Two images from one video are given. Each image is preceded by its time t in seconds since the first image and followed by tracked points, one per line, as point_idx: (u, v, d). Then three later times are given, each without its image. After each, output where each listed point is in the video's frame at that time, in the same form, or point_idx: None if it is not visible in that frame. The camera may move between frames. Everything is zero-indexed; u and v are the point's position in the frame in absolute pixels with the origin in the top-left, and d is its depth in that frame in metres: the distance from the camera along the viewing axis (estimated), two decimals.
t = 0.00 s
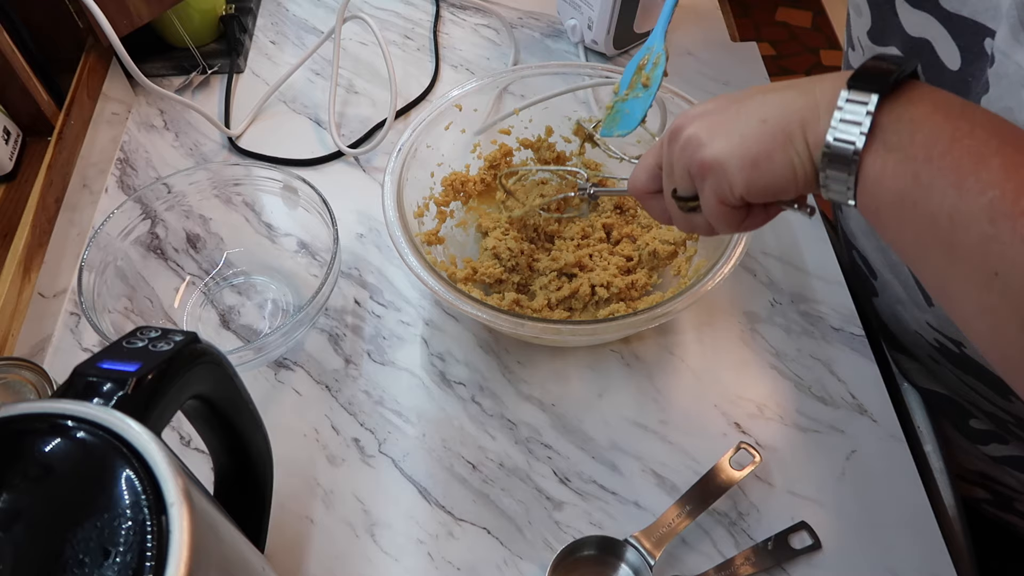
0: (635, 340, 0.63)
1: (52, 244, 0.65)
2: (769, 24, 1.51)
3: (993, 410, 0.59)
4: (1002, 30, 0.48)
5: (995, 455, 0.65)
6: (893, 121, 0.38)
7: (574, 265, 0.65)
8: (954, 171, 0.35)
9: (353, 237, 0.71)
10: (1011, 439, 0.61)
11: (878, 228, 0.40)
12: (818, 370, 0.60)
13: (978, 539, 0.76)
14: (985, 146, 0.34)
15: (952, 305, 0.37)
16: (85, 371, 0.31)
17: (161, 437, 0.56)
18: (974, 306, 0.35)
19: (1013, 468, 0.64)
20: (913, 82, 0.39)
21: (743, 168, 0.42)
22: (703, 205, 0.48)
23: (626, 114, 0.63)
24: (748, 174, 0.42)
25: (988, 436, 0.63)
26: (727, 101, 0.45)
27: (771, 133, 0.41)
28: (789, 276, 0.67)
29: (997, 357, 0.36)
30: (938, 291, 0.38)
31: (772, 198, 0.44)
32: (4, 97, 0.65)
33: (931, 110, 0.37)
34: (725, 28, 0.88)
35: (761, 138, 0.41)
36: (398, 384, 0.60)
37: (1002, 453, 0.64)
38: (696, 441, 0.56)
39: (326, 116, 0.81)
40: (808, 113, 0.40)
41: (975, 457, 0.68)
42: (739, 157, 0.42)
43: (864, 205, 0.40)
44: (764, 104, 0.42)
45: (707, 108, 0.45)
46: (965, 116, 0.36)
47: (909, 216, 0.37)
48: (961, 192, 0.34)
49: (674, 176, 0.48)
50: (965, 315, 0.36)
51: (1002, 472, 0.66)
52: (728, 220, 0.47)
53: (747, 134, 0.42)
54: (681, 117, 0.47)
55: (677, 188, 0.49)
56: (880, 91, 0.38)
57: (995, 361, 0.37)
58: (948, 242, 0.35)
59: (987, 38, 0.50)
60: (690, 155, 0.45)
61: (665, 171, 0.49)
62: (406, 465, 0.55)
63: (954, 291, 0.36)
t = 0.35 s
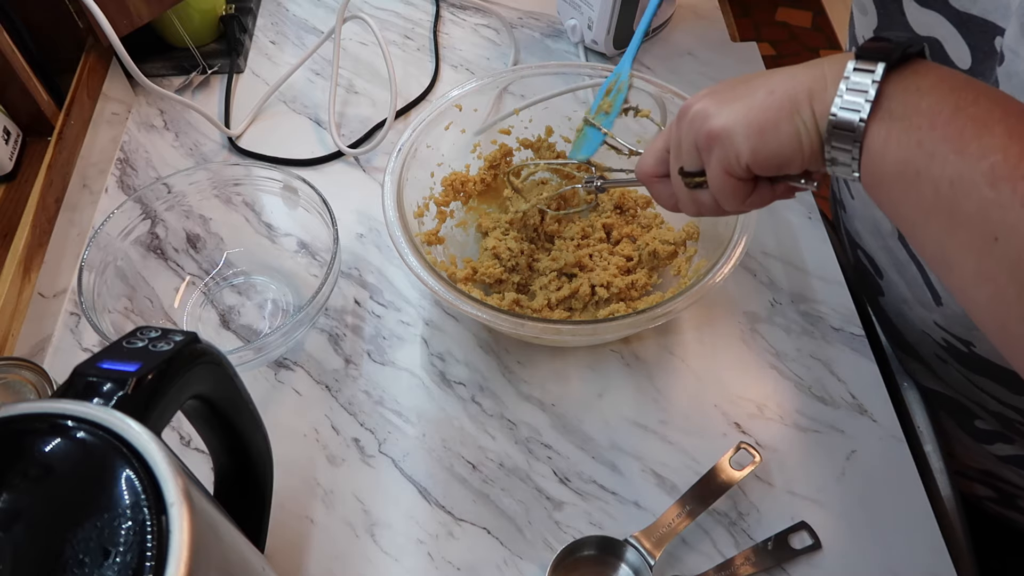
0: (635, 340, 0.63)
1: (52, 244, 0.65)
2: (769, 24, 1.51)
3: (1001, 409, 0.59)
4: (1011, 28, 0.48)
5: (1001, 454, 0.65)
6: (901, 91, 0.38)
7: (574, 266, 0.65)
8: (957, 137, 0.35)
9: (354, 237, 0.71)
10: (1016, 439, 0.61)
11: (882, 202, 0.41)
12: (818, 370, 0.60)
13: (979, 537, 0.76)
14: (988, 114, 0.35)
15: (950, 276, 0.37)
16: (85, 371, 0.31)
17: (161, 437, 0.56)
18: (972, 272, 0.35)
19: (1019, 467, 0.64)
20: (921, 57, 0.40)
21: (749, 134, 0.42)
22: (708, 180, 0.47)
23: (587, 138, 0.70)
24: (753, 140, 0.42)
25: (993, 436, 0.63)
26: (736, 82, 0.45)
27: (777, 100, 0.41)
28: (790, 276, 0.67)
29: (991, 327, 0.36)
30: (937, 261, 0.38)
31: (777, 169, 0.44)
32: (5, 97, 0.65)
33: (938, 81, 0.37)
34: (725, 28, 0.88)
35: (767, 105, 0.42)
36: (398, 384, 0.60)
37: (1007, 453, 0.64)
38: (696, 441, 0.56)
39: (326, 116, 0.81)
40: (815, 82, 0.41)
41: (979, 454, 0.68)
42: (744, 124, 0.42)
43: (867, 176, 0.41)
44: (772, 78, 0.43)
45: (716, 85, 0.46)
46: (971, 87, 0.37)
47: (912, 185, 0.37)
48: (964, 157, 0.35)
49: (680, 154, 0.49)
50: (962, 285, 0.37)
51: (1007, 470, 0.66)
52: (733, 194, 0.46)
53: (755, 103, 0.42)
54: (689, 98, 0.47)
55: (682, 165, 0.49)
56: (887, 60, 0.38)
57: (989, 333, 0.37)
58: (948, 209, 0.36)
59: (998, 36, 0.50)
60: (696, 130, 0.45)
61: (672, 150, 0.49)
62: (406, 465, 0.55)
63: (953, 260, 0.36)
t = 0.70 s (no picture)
0: (635, 340, 0.63)
1: (52, 244, 0.65)
2: (769, 24, 1.51)
3: (1004, 409, 0.59)
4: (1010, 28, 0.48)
5: (1003, 454, 0.64)
6: (896, 98, 0.38)
7: (574, 265, 0.65)
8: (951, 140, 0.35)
9: (353, 237, 0.71)
10: (1018, 440, 0.61)
11: (874, 211, 0.41)
12: (818, 370, 0.60)
13: (979, 537, 0.76)
14: (982, 121, 0.35)
15: (944, 282, 0.37)
16: (85, 371, 0.31)
17: (161, 437, 0.56)
18: (966, 275, 0.35)
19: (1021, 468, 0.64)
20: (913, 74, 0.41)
21: (748, 133, 0.42)
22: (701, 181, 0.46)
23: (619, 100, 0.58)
24: (752, 137, 0.42)
25: (995, 437, 0.63)
26: (732, 93, 0.46)
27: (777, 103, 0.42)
28: (790, 276, 0.67)
29: (984, 332, 0.36)
30: (928, 265, 0.38)
31: (772, 172, 0.43)
32: (5, 97, 0.65)
33: (931, 91, 0.38)
34: (725, 28, 0.88)
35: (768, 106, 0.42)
36: (397, 384, 0.60)
37: (1009, 454, 0.63)
38: (697, 441, 0.56)
39: (326, 116, 0.81)
40: (815, 88, 0.41)
41: (982, 454, 0.67)
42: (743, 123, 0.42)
43: (859, 187, 0.41)
44: (770, 86, 0.43)
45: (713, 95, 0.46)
46: (962, 99, 0.37)
47: (904, 189, 0.37)
48: (957, 160, 0.35)
49: (674, 158, 0.48)
50: (956, 291, 0.36)
51: (1009, 470, 0.66)
52: (726, 195, 0.45)
53: (755, 105, 0.42)
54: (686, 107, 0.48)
55: (675, 170, 0.48)
56: (883, 70, 0.39)
57: (982, 339, 0.36)
58: (942, 212, 0.35)
59: (999, 39, 0.50)
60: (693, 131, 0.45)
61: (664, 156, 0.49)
62: (406, 465, 0.55)
63: (946, 264, 0.36)
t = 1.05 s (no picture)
0: (635, 340, 0.63)
1: (52, 244, 0.65)
2: (769, 24, 1.51)
3: (996, 405, 0.58)
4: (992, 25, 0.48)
5: (997, 454, 0.64)
6: (877, 150, 0.37)
7: (574, 265, 0.65)
8: (938, 198, 0.35)
9: (354, 237, 0.71)
10: (1013, 438, 0.60)
11: (866, 248, 0.40)
12: (818, 370, 0.60)
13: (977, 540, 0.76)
14: (969, 168, 0.34)
15: (944, 323, 0.37)
16: (85, 371, 0.31)
17: (161, 437, 0.56)
18: (966, 324, 0.35)
19: (1013, 467, 0.64)
20: (891, 103, 0.39)
21: (731, 199, 0.42)
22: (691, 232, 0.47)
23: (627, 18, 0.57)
24: (735, 204, 0.42)
25: (990, 435, 0.62)
26: (714, 127, 0.44)
27: (758, 163, 0.41)
28: (789, 275, 0.67)
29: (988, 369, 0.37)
30: (926, 305, 0.38)
31: (759, 226, 0.44)
32: (4, 97, 0.65)
33: (912, 132, 0.36)
34: (725, 28, 0.88)
35: (749, 168, 0.41)
36: (397, 384, 0.60)
37: (1002, 453, 0.63)
38: (696, 441, 0.56)
39: (326, 116, 0.81)
40: (794, 143, 0.40)
41: (975, 455, 0.67)
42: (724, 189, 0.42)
43: (848, 229, 0.40)
44: (751, 133, 0.42)
45: (694, 134, 0.45)
46: (947, 140, 0.36)
47: (896, 240, 0.37)
48: (947, 219, 0.34)
49: (661, 203, 0.48)
50: (957, 333, 0.37)
51: (1002, 472, 0.66)
52: (716, 247, 0.47)
53: (735, 165, 0.42)
54: (670, 139, 0.46)
55: (664, 212, 0.49)
56: (863, 123, 0.37)
57: (983, 373, 0.37)
58: (936, 267, 0.35)
59: (980, 33, 0.50)
60: (678, 183, 0.45)
61: (650, 194, 0.49)
62: (406, 465, 0.55)
63: (946, 310, 0.36)
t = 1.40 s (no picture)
0: (635, 340, 0.63)
1: (52, 244, 0.65)
2: (769, 24, 1.51)
3: (984, 405, 0.60)
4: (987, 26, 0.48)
5: (989, 452, 0.65)
6: (890, 148, 0.39)
7: (574, 266, 0.65)
8: (947, 199, 0.37)
9: (353, 237, 0.71)
10: (1004, 437, 0.61)
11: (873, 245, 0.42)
12: (818, 370, 0.60)
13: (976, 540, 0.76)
14: (977, 171, 0.36)
15: (948, 318, 0.40)
16: (85, 371, 0.31)
17: (161, 437, 0.56)
18: (970, 319, 0.38)
19: (1005, 466, 0.64)
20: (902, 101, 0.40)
21: (740, 186, 0.43)
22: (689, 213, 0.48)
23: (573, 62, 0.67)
24: (742, 192, 0.43)
25: (982, 433, 0.63)
26: (722, 108, 0.45)
27: (770, 153, 0.42)
28: (789, 275, 0.67)
29: (991, 363, 0.39)
30: (929, 299, 0.40)
31: (759, 215, 0.45)
32: (5, 97, 0.65)
33: (924, 134, 0.38)
34: (725, 28, 0.88)
35: (759, 157, 0.42)
36: (397, 384, 0.60)
37: (995, 451, 0.64)
38: (696, 441, 0.56)
39: (326, 116, 0.81)
40: (806, 137, 0.41)
41: (970, 455, 0.67)
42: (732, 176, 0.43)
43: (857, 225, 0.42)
44: (761, 121, 0.42)
45: (702, 114, 0.45)
46: (955, 141, 0.38)
47: (904, 238, 0.39)
48: (955, 218, 0.36)
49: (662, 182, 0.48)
50: (961, 327, 0.39)
51: (995, 471, 0.66)
52: (713, 231, 0.48)
53: (746, 152, 0.42)
54: (674, 116, 0.46)
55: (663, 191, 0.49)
56: (877, 120, 0.39)
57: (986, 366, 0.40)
58: (943, 265, 0.38)
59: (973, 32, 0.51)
60: (682, 164, 0.45)
61: (651, 172, 0.49)
62: (406, 465, 0.55)
63: (951, 306, 0.39)
